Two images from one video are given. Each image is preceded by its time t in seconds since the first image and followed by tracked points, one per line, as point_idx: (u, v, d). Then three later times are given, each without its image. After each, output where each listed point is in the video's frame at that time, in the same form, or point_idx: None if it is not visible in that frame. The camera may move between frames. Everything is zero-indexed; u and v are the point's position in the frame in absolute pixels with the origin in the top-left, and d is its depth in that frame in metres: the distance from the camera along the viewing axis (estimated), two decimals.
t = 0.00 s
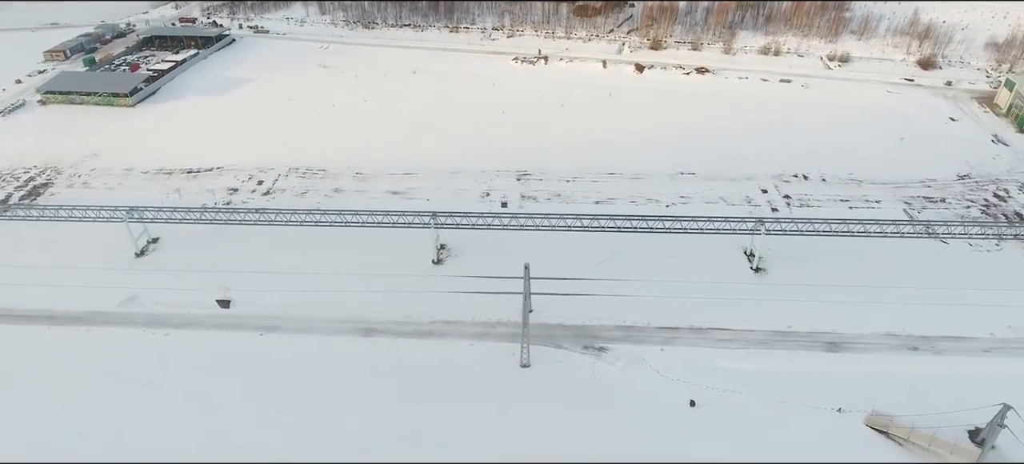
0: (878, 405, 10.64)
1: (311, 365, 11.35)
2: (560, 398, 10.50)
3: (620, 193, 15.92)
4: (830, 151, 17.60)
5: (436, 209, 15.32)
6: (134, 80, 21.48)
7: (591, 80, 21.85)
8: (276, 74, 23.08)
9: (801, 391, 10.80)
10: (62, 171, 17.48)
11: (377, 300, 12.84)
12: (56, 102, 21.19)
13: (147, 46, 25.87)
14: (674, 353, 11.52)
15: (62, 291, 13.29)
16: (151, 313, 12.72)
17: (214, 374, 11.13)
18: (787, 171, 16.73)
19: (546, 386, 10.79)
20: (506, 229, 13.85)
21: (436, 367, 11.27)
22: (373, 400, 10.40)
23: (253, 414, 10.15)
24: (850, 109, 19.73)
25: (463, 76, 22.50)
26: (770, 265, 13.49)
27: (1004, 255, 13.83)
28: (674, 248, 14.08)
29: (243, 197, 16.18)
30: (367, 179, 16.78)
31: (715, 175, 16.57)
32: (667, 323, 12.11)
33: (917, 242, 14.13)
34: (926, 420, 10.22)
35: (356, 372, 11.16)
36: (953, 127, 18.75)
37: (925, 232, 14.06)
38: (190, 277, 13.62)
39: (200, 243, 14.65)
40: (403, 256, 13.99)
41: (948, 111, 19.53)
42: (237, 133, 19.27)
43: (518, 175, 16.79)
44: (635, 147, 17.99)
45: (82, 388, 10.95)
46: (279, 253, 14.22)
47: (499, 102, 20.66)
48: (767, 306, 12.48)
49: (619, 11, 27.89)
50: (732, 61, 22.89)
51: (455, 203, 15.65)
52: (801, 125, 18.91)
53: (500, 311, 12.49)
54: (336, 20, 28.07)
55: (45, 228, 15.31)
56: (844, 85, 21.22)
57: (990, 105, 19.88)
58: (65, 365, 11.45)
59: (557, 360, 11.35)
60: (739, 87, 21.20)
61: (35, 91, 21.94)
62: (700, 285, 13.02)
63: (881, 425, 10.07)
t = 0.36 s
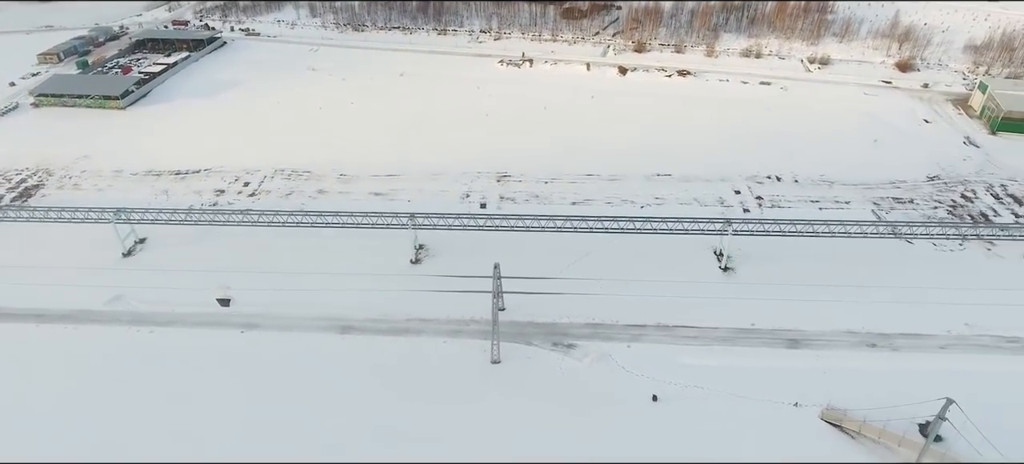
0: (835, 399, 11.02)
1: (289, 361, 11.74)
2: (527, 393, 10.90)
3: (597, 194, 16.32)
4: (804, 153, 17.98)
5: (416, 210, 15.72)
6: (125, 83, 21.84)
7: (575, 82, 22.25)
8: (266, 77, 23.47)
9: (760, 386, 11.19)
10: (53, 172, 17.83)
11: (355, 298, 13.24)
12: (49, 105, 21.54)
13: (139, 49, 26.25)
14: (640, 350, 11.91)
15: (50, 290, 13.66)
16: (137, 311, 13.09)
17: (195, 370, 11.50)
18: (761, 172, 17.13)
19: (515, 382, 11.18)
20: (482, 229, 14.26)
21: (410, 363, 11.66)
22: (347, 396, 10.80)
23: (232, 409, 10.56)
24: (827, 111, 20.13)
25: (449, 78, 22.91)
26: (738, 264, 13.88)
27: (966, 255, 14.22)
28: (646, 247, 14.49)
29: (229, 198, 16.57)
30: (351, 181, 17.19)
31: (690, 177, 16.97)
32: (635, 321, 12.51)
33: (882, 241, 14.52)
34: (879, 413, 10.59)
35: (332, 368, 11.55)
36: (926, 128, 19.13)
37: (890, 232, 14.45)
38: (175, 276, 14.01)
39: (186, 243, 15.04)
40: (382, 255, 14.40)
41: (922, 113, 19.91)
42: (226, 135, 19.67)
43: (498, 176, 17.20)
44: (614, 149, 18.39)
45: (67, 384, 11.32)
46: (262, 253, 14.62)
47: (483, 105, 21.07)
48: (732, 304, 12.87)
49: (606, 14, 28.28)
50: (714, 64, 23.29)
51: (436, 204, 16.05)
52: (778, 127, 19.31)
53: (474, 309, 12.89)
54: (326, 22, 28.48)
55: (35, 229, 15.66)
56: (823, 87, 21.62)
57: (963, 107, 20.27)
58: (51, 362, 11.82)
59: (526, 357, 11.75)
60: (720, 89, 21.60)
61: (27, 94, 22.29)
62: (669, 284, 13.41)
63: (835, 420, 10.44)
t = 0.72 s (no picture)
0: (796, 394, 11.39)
1: (269, 359, 12.11)
2: (497, 390, 11.29)
3: (576, 195, 16.70)
4: (780, 155, 18.35)
5: (398, 211, 16.11)
6: (118, 86, 22.20)
7: (560, 85, 22.61)
8: (256, 79, 23.86)
9: (723, 382, 11.56)
10: (45, 174, 18.18)
11: (336, 297, 13.62)
12: (42, 107, 21.91)
13: (133, 51, 26.63)
14: (610, 347, 12.29)
15: (40, 289, 14.05)
16: (123, 310, 13.47)
17: (178, 367, 11.89)
18: (737, 174, 17.50)
19: (486, 378, 11.56)
20: (461, 230, 14.65)
21: (386, 360, 12.05)
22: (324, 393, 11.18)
23: (212, 406, 10.95)
24: (805, 113, 20.50)
25: (436, 81, 23.28)
26: (710, 264, 14.25)
27: (932, 255, 14.58)
28: (620, 248, 14.86)
29: (217, 200, 16.94)
30: (336, 182, 17.58)
31: (667, 178, 17.35)
32: (606, 319, 12.89)
33: (851, 242, 14.89)
34: (835, 408, 10.94)
35: (311, 365, 11.93)
36: (902, 130, 19.49)
37: (858, 233, 14.82)
38: (161, 276, 14.39)
39: (173, 244, 15.42)
40: (363, 255, 14.79)
41: (899, 115, 20.27)
42: (215, 137, 20.05)
43: (480, 178, 17.58)
44: (595, 151, 18.77)
45: (54, 381, 11.69)
46: (247, 253, 15.00)
47: (468, 107, 21.45)
48: (701, 303, 13.25)
49: (593, 16, 28.63)
50: (698, 66, 23.63)
51: (417, 205, 16.43)
52: (756, 129, 19.67)
53: (450, 308, 13.27)
54: (317, 25, 28.85)
55: (27, 229, 16.02)
56: (803, 89, 21.98)
57: (940, 109, 20.64)
58: (39, 360, 12.19)
59: (499, 354, 12.13)
60: (701, 92, 21.95)
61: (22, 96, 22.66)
62: (641, 283, 13.78)
63: (793, 414, 10.80)
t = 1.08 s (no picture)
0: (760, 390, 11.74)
1: (251, 356, 12.48)
2: (472, 386, 11.68)
3: (556, 196, 17.08)
4: (759, 157, 18.71)
5: (381, 212, 16.49)
6: (110, 88, 22.56)
7: (545, 87, 22.99)
8: (248, 82, 24.22)
9: (690, 378, 11.94)
10: (38, 176, 18.55)
11: (318, 296, 14.01)
12: (36, 109, 22.29)
13: (127, 53, 27.00)
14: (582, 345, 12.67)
15: (31, 288, 14.43)
16: (112, 308, 13.86)
17: (164, 364, 12.29)
18: (716, 175, 17.87)
19: (460, 375, 11.94)
20: (441, 230, 15.02)
21: (365, 357, 12.44)
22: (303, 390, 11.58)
23: (195, 402, 11.35)
24: (785, 115, 20.86)
25: (425, 83, 23.65)
26: (683, 264, 14.62)
27: (901, 254, 14.96)
28: (597, 247, 15.24)
29: (206, 200, 17.32)
30: (322, 184, 17.96)
31: (646, 180, 17.72)
32: (579, 318, 13.27)
33: (822, 241, 15.26)
34: (797, 403, 11.31)
35: (291, 362, 12.31)
36: (879, 132, 19.86)
37: (829, 234, 15.20)
38: (149, 276, 14.77)
39: (162, 244, 15.80)
40: (347, 255, 15.17)
41: (878, 117, 20.64)
42: (205, 139, 20.41)
43: (463, 179, 17.97)
44: (577, 153, 19.13)
45: (43, 378, 12.07)
46: (233, 253, 15.38)
47: (455, 109, 21.81)
48: (673, 301, 13.63)
49: (581, 18, 28.98)
50: (682, 69, 24.00)
51: (401, 206, 16.82)
52: (736, 132, 20.03)
53: (428, 306, 13.66)
54: (309, 27, 29.22)
55: (19, 230, 16.39)
56: (784, 91, 22.34)
57: (918, 111, 20.99)
58: (29, 357, 12.56)
59: (475, 351, 12.51)
60: (685, 94, 22.30)
61: (17, 98, 23.03)
62: (616, 282, 14.16)
63: (756, 409, 11.16)
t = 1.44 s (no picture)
0: (728, 387, 12.11)
1: (235, 354, 12.85)
2: (448, 383, 12.05)
3: (538, 197, 17.45)
4: (738, 159, 19.07)
5: (366, 213, 16.86)
6: (104, 91, 22.91)
7: (532, 90, 23.37)
8: (240, 85, 24.58)
9: (660, 375, 12.30)
10: (32, 178, 18.90)
11: (302, 295, 14.37)
12: (31, 112, 22.64)
13: (121, 56, 27.34)
14: (557, 343, 13.04)
15: (22, 287, 14.75)
16: (101, 307, 14.20)
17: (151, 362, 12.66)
18: (696, 177, 18.23)
19: (438, 372, 12.32)
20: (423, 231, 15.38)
21: (346, 355, 12.81)
22: (284, 389, 11.97)
23: (180, 401, 11.75)
24: (766, 118, 21.23)
25: (414, 86, 24.03)
26: (659, 264, 14.98)
27: (872, 254, 15.32)
28: (576, 248, 15.59)
29: (195, 202, 17.67)
30: (310, 185, 18.33)
31: (627, 181, 18.08)
32: (556, 316, 13.63)
33: (796, 242, 15.62)
34: (763, 399, 11.68)
35: (274, 360, 12.67)
36: (858, 134, 20.21)
37: (803, 234, 15.55)
38: (138, 275, 15.11)
39: (151, 245, 16.14)
40: (331, 255, 15.53)
41: (857, 119, 20.99)
42: (197, 142, 20.78)
43: (448, 181, 18.34)
44: (560, 154, 19.50)
45: (33, 375, 12.42)
46: (220, 254, 15.73)
47: (442, 112, 22.19)
48: (647, 301, 13.99)
49: (571, 20, 29.33)
50: (667, 71, 24.38)
51: (386, 207, 17.17)
52: (718, 134, 20.40)
53: (409, 306, 14.03)
54: (302, 30, 29.58)
55: (12, 231, 16.73)
56: (767, 93, 22.71)
57: (897, 113, 21.35)
58: (19, 355, 12.91)
59: (452, 348, 12.88)
60: (669, 96, 22.69)
61: (12, 101, 23.38)
62: (592, 281, 14.52)
63: (722, 405, 11.53)
